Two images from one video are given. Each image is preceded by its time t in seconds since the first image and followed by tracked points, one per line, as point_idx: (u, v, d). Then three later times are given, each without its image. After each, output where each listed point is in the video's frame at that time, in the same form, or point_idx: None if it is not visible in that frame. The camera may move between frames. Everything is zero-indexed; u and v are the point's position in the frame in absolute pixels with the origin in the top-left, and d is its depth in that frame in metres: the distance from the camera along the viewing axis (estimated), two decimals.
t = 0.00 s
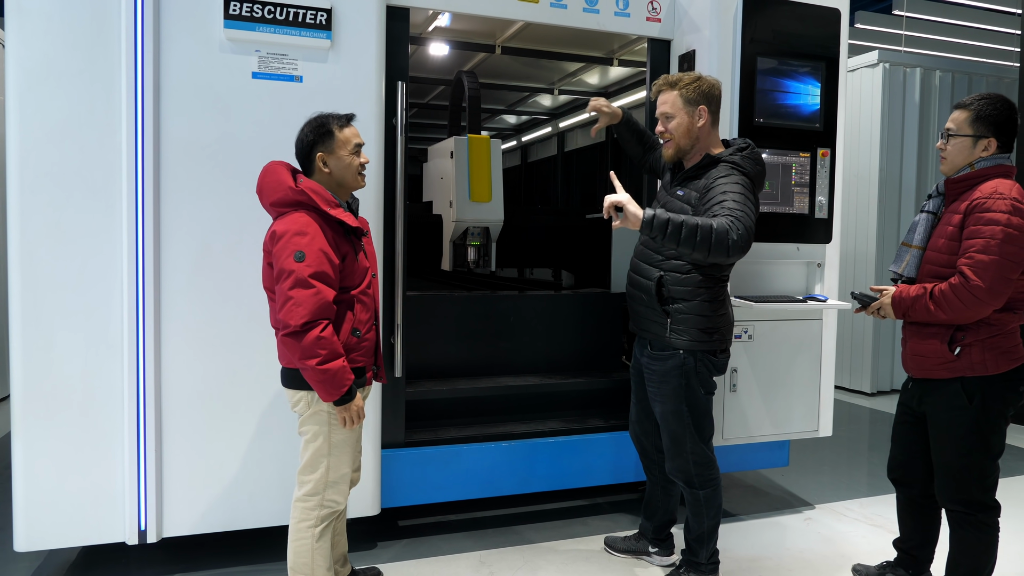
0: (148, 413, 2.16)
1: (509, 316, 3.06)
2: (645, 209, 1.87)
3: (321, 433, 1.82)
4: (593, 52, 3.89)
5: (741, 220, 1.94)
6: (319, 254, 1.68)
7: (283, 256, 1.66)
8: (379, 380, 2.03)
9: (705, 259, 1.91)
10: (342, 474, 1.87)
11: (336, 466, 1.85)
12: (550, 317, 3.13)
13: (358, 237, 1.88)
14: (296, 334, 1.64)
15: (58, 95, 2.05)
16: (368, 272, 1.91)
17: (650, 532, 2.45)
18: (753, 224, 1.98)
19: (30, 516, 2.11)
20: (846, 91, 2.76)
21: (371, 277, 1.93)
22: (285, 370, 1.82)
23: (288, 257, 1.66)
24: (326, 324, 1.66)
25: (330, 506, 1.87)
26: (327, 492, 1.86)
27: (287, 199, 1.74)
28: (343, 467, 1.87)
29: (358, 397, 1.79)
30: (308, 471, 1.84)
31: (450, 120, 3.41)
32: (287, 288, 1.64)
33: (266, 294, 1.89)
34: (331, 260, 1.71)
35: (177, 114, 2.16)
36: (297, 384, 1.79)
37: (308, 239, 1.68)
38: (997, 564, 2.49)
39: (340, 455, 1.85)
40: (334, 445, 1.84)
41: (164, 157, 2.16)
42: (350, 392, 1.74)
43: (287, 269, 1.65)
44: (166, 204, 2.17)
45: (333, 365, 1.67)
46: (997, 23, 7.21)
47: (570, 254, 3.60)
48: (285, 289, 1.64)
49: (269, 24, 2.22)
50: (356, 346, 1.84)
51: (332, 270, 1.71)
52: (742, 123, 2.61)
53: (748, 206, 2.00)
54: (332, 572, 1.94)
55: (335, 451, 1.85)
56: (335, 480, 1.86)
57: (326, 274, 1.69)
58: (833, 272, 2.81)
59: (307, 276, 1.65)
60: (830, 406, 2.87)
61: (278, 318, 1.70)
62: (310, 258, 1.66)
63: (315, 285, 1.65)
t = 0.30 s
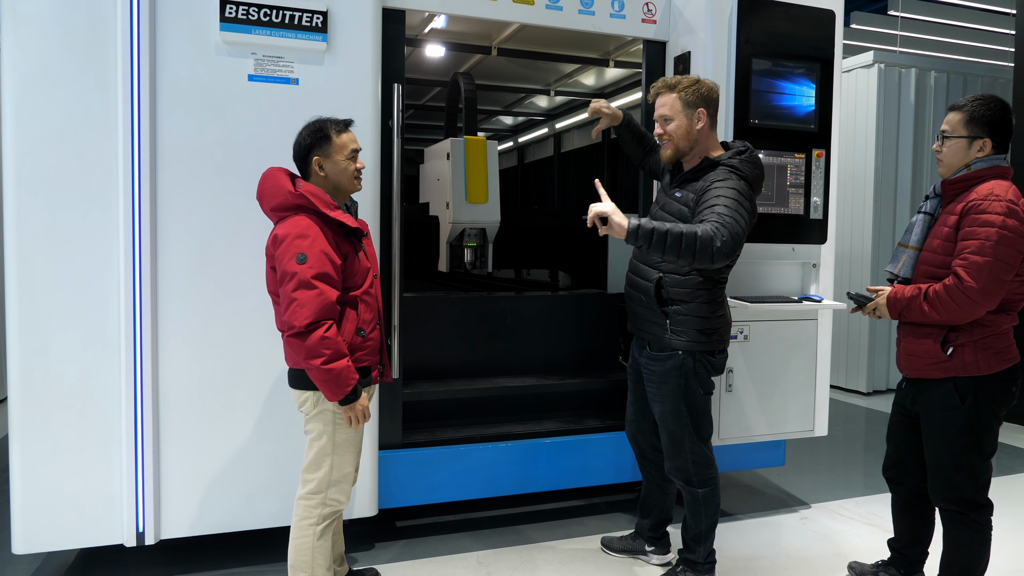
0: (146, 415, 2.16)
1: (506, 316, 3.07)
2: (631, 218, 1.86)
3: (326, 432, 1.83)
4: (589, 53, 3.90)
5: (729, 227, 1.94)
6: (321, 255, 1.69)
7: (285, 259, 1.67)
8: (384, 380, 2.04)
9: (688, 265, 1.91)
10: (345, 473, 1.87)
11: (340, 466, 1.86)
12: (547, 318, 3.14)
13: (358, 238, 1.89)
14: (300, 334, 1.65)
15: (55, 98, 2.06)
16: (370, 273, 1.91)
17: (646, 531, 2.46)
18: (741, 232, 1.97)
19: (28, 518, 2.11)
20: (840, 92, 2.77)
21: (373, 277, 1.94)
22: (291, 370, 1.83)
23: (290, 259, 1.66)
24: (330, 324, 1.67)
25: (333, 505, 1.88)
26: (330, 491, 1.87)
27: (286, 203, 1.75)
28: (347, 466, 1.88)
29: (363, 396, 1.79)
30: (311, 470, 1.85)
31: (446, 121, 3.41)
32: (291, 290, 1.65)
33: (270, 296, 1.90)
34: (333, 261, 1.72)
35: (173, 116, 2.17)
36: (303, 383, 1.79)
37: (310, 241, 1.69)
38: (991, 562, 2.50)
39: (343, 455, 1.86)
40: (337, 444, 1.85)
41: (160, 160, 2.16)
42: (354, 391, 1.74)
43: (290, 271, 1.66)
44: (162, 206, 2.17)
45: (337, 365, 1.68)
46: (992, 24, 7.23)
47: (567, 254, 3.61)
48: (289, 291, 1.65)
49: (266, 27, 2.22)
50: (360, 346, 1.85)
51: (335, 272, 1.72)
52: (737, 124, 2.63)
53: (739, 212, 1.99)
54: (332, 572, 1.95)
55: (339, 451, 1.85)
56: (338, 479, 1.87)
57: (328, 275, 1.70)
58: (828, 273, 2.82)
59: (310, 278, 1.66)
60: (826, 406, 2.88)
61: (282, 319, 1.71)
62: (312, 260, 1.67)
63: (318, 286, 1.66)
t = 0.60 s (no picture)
0: (144, 412, 2.17)
1: (504, 313, 3.07)
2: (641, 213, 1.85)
3: (325, 428, 1.83)
4: (586, 51, 3.90)
5: (733, 221, 1.95)
6: (321, 252, 1.69)
7: (286, 256, 1.68)
8: (383, 378, 2.05)
9: (697, 261, 1.92)
10: (344, 470, 1.88)
11: (339, 462, 1.87)
12: (545, 315, 3.14)
13: (360, 236, 1.89)
14: (299, 330, 1.65)
15: (52, 97, 2.06)
16: (370, 270, 1.92)
17: (644, 525, 2.47)
18: (743, 226, 1.99)
19: (27, 516, 2.12)
20: (836, 89, 2.77)
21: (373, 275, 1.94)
22: (291, 367, 1.83)
23: (291, 256, 1.67)
24: (329, 320, 1.68)
25: (331, 501, 1.88)
26: (328, 487, 1.87)
27: (289, 200, 1.76)
28: (345, 463, 1.88)
29: (360, 393, 1.80)
30: (311, 466, 1.86)
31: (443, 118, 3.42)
32: (291, 286, 1.66)
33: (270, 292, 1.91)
34: (333, 258, 1.72)
35: (170, 115, 2.17)
36: (303, 380, 1.80)
37: (311, 238, 1.69)
38: (986, 557, 2.52)
39: (342, 451, 1.87)
40: (336, 440, 1.86)
41: (158, 158, 2.16)
42: (352, 387, 1.75)
43: (290, 268, 1.66)
44: (160, 205, 2.17)
45: (335, 361, 1.68)
46: (989, 20, 7.23)
47: (564, 251, 3.62)
48: (289, 287, 1.66)
49: (262, 25, 2.22)
50: (359, 343, 1.85)
51: (335, 268, 1.72)
52: (734, 121, 2.63)
53: (738, 206, 2.01)
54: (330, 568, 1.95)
55: (338, 447, 1.86)
56: (337, 476, 1.88)
57: (328, 272, 1.70)
58: (824, 269, 2.84)
59: (310, 274, 1.66)
60: (822, 401, 2.89)
61: (282, 315, 1.72)
62: (312, 256, 1.68)
63: (318, 282, 1.67)
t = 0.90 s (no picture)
0: (144, 410, 2.17)
1: (503, 310, 3.08)
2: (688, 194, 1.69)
3: (322, 425, 1.84)
4: (585, 47, 3.89)
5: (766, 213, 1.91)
6: (322, 248, 1.70)
7: (287, 251, 1.68)
8: (380, 375, 2.05)
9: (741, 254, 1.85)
10: (341, 467, 1.88)
11: (336, 459, 1.87)
12: (544, 311, 3.15)
13: (361, 233, 1.89)
14: (297, 325, 1.66)
15: (50, 95, 2.06)
16: (370, 268, 1.92)
17: (644, 522, 2.48)
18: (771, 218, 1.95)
19: (29, 513, 2.13)
20: (835, 85, 2.77)
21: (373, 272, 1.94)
22: (289, 363, 1.84)
23: (292, 251, 1.67)
24: (328, 316, 1.68)
25: (329, 498, 1.89)
26: (326, 484, 1.87)
27: (292, 195, 1.76)
28: (342, 460, 1.88)
29: (356, 390, 1.81)
30: (308, 462, 1.86)
31: (442, 115, 3.42)
32: (290, 281, 1.66)
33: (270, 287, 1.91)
34: (333, 254, 1.72)
35: (169, 112, 2.17)
36: (301, 376, 1.80)
37: (312, 234, 1.69)
38: (985, 552, 2.52)
39: (340, 448, 1.87)
40: (334, 437, 1.86)
41: (156, 156, 2.17)
42: (348, 385, 1.75)
43: (291, 263, 1.67)
44: (159, 202, 2.18)
45: (333, 358, 1.68)
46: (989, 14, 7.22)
47: (563, 248, 3.62)
48: (288, 282, 1.66)
49: (260, 22, 2.22)
50: (357, 340, 1.85)
51: (335, 265, 1.73)
52: (732, 117, 2.63)
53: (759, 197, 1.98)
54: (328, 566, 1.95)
55: (336, 443, 1.86)
56: (334, 473, 1.88)
57: (328, 268, 1.71)
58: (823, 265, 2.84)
59: (310, 270, 1.66)
60: (821, 397, 2.89)
61: (281, 310, 1.72)
62: (313, 252, 1.68)
63: (318, 278, 1.67)
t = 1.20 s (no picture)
0: (145, 410, 2.17)
1: (503, 308, 3.08)
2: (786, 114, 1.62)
3: (321, 423, 1.84)
4: (583, 44, 3.88)
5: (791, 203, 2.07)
6: (321, 246, 1.70)
7: (286, 249, 1.68)
8: (378, 374, 2.05)
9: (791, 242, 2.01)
10: (339, 465, 1.89)
11: (334, 458, 1.87)
12: (543, 309, 3.15)
13: (360, 232, 1.89)
14: (296, 323, 1.65)
15: (48, 94, 2.05)
16: (369, 267, 1.91)
17: (646, 522, 2.46)
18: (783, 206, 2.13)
19: (29, 512, 2.13)
20: (834, 81, 2.77)
21: (372, 271, 1.94)
22: (286, 361, 1.84)
23: (291, 249, 1.67)
24: (326, 315, 1.68)
25: (327, 497, 1.89)
26: (324, 482, 1.88)
27: (291, 193, 1.76)
28: (340, 459, 1.89)
29: (354, 389, 1.80)
30: (306, 461, 1.86)
31: (441, 113, 3.44)
32: (289, 279, 1.66)
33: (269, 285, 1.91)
34: (332, 253, 1.72)
35: (167, 112, 2.17)
36: (298, 375, 1.81)
37: (311, 232, 1.69)
38: (985, 548, 2.53)
39: (337, 447, 1.87)
40: (332, 435, 1.86)
41: (155, 156, 2.16)
42: (346, 383, 1.74)
43: (290, 261, 1.67)
44: (158, 201, 2.17)
45: (331, 356, 1.68)
46: (987, 10, 7.21)
47: (562, 246, 3.62)
48: (287, 280, 1.66)
49: (258, 21, 2.22)
50: (355, 339, 1.85)
51: (334, 263, 1.73)
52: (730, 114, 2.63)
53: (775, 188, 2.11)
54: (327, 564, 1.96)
55: (334, 442, 1.87)
56: (332, 471, 1.88)
57: (327, 267, 1.71)
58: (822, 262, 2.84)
59: (309, 268, 1.66)
60: (821, 394, 2.90)
61: (279, 309, 1.72)
62: (312, 250, 1.68)
63: (317, 276, 1.67)
